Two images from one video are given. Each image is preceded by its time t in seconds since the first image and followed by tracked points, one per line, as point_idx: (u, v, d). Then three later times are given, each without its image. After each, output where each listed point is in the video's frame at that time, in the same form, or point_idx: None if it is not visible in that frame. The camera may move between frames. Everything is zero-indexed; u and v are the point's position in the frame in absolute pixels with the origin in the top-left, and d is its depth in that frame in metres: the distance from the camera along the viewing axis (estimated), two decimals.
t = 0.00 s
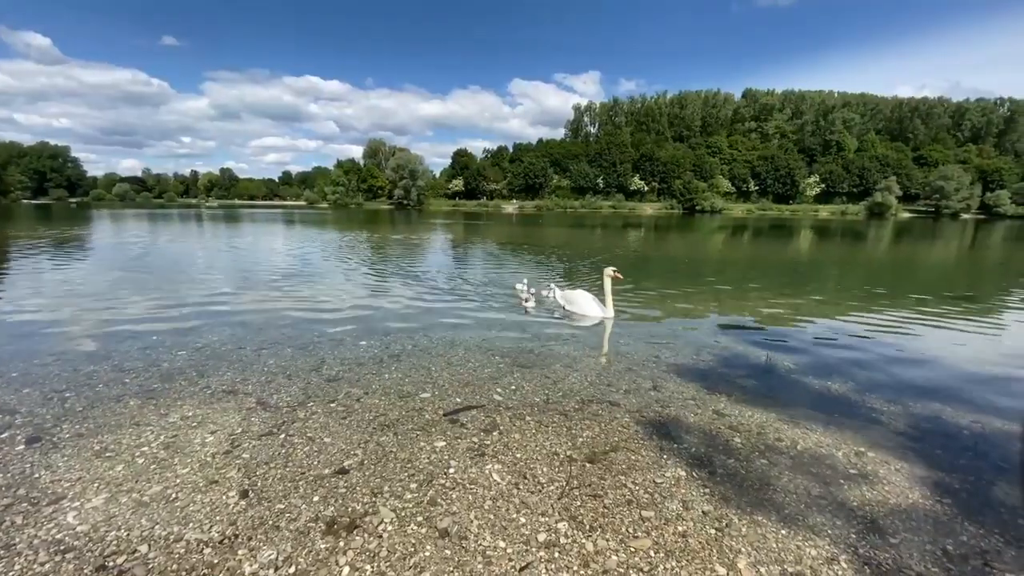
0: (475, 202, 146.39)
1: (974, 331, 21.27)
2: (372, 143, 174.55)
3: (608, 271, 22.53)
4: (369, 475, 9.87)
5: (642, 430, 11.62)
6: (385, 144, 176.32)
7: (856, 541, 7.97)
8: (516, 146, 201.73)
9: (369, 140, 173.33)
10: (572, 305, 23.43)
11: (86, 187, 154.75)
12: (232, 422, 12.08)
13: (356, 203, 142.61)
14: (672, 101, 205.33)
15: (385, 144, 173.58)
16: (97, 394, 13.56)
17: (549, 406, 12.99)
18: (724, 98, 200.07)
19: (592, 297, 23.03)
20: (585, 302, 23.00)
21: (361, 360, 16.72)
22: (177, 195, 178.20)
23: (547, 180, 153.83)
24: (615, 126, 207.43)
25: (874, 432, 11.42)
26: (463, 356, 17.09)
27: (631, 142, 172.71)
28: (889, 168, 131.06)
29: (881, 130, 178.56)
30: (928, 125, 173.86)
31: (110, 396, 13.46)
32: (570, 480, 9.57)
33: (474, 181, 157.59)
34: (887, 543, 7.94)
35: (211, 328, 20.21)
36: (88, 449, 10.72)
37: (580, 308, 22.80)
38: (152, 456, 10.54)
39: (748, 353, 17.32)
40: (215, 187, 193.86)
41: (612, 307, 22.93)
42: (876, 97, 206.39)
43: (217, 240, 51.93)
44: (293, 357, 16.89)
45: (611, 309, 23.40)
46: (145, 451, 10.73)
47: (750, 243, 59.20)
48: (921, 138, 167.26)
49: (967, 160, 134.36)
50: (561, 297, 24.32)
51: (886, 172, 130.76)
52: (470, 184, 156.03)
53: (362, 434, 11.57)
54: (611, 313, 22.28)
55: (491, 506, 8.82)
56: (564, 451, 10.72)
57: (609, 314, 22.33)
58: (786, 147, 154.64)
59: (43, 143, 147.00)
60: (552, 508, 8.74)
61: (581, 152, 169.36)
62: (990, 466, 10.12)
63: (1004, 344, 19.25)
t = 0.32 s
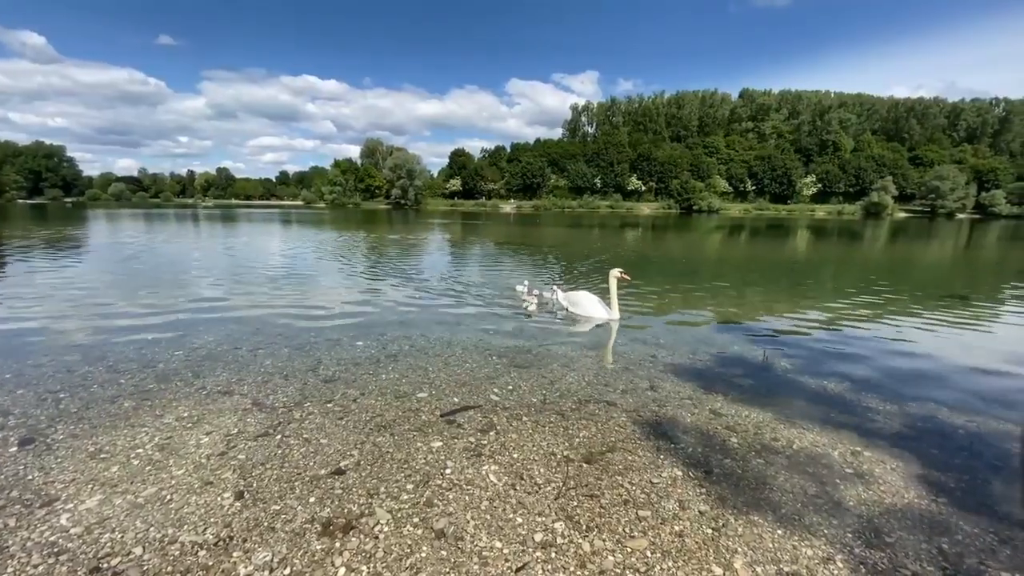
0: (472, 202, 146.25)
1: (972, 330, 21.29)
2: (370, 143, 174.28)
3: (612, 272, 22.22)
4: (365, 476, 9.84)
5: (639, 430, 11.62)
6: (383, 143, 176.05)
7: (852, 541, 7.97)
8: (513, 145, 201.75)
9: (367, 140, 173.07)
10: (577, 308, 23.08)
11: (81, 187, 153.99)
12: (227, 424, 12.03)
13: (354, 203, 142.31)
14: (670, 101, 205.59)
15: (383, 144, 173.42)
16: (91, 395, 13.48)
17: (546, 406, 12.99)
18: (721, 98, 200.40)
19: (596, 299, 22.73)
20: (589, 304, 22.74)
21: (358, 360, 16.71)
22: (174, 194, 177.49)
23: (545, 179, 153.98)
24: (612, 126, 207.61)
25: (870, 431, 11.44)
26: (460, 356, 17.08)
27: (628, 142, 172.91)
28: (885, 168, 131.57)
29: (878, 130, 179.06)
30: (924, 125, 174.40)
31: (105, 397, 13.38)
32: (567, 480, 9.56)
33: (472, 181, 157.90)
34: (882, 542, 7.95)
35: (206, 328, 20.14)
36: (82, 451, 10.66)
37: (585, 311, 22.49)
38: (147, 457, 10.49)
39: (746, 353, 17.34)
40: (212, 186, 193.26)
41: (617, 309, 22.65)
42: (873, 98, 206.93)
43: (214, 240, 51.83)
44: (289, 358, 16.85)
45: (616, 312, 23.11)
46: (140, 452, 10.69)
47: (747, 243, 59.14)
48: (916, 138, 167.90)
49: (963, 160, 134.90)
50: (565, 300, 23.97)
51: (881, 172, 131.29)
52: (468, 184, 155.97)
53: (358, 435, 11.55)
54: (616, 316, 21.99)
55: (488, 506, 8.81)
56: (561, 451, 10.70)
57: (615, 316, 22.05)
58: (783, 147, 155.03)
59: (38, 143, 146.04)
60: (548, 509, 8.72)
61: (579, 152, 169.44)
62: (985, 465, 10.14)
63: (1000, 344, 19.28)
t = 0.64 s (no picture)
0: (470, 202, 146.26)
1: (969, 331, 21.40)
2: (367, 143, 174.04)
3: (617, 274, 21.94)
4: (364, 477, 9.85)
5: (637, 431, 11.65)
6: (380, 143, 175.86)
7: (849, 541, 8.02)
8: (511, 145, 201.71)
9: (364, 140, 172.89)
10: (582, 310, 22.73)
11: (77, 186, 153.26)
12: (225, 425, 12.00)
13: (351, 203, 142.11)
14: (667, 100, 205.93)
15: (380, 144, 173.26)
16: (88, 397, 13.44)
17: (545, 407, 13.03)
18: (718, 98, 200.88)
19: (601, 300, 22.41)
20: (595, 306, 22.40)
21: (356, 361, 16.72)
22: (170, 194, 176.80)
23: (542, 179, 154.19)
24: (609, 126, 207.93)
25: (867, 431, 11.49)
26: (458, 357, 17.11)
27: (626, 142, 173.19)
28: (880, 168, 132.16)
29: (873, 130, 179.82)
30: (919, 126, 175.18)
31: (102, 399, 13.34)
32: (566, 481, 9.60)
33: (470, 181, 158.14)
34: (880, 542, 8.00)
35: (203, 329, 20.09)
36: (79, 453, 10.63)
37: (590, 312, 22.14)
38: (145, 459, 10.47)
39: (743, 353, 17.40)
40: (208, 186, 192.73)
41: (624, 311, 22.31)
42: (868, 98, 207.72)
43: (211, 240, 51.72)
44: (287, 359, 16.84)
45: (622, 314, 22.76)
46: (138, 454, 10.66)
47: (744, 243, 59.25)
48: (912, 138, 168.62)
49: (958, 160, 135.61)
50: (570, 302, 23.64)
51: (877, 172, 131.88)
52: (465, 184, 156.08)
53: (357, 437, 11.54)
54: (623, 317, 21.65)
55: (487, 507, 8.83)
56: (560, 452, 10.73)
57: (621, 318, 21.69)
58: (780, 147, 155.53)
59: (33, 143, 145.18)
60: (548, 509, 8.75)
61: (577, 152, 169.57)
62: (981, 464, 10.21)
63: (996, 344, 19.38)
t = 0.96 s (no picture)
0: (468, 202, 146.31)
1: (965, 331, 21.54)
2: (365, 143, 173.90)
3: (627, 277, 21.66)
4: (362, 480, 9.88)
5: (635, 432, 11.72)
6: (378, 143, 175.73)
7: (843, 541, 8.07)
8: (508, 144, 201.60)
9: (362, 140, 172.72)
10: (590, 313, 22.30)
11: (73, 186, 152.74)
12: (223, 428, 12.00)
13: (349, 203, 142.02)
14: (664, 101, 206.26)
15: (378, 144, 173.17)
16: (84, 400, 13.41)
17: (543, 408, 13.10)
18: (715, 98, 201.27)
19: (609, 303, 22.08)
20: (604, 309, 22.05)
21: (353, 363, 16.73)
22: (167, 194, 176.25)
23: (539, 180, 154.18)
24: (607, 126, 208.16)
25: (861, 432, 11.58)
26: (456, 358, 17.15)
27: (623, 142, 173.41)
28: (877, 168, 132.70)
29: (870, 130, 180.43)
30: (915, 126, 175.80)
31: (98, 402, 13.31)
32: (563, 482, 9.64)
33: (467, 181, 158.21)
34: (874, 542, 8.06)
35: (201, 331, 20.06)
36: (76, 457, 10.62)
37: (598, 315, 21.76)
38: (143, 462, 10.49)
39: (740, 354, 17.50)
40: (205, 186, 192.14)
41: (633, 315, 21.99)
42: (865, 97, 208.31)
43: (209, 241, 51.62)
44: (285, 361, 16.85)
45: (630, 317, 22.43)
46: (136, 457, 10.66)
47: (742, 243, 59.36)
48: (908, 138, 169.09)
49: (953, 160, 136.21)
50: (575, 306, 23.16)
51: (874, 172, 132.39)
52: (463, 184, 156.08)
53: (355, 439, 11.56)
54: (633, 321, 21.32)
55: (485, 509, 8.86)
56: (557, 453, 10.78)
57: (631, 322, 21.37)
58: (777, 147, 155.98)
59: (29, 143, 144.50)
60: (544, 511, 8.79)
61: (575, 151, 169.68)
62: (974, 465, 10.30)
63: (990, 344, 19.49)
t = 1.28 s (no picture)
0: (465, 202, 146.15)
1: (959, 331, 21.58)
2: (362, 143, 173.64)
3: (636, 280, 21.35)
4: (358, 481, 9.87)
5: (630, 432, 11.74)
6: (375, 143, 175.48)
7: (836, 540, 8.11)
8: (506, 144, 201.43)
9: (359, 140, 172.48)
10: (598, 315, 21.81)
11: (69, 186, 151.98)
12: (218, 429, 11.98)
13: (346, 203, 141.72)
14: (661, 100, 206.34)
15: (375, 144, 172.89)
16: (79, 401, 13.39)
17: (538, 408, 13.11)
18: (712, 98, 201.48)
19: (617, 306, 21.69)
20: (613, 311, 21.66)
21: (349, 363, 16.73)
22: (163, 194, 175.72)
23: (537, 179, 154.11)
24: (604, 126, 208.27)
25: (855, 431, 11.61)
26: (452, 359, 17.16)
27: (621, 142, 173.52)
28: (873, 168, 133.13)
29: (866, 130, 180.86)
30: (911, 126, 176.38)
31: (93, 403, 13.29)
32: (558, 483, 9.66)
33: (465, 181, 158.20)
34: (866, 541, 8.10)
35: (197, 332, 20.02)
36: (71, 458, 10.61)
37: (607, 317, 21.36)
38: (137, 464, 10.47)
39: (735, 354, 17.54)
40: (201, 185, 191.34)
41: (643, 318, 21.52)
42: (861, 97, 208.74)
43: (205, 240, 51.47)
44: (281, 362, 16.84)
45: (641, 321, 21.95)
46: (130, 459, 10.64)
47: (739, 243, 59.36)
48: (904, 138, 169.58)
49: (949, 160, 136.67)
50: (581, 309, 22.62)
51: (870, 172, 132.83)
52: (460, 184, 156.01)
53: (350, 440, 11.56)
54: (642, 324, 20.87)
55: (479, 509, 8.88)
56: (552, 453, 10.80)
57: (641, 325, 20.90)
58: (773, 147, 156.36)
59: (24, 143, 143.75)
60: (539, 511, 8.81)
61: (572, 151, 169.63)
62: (966, 463, 10.36)
63: (984, 344, 19.55)
